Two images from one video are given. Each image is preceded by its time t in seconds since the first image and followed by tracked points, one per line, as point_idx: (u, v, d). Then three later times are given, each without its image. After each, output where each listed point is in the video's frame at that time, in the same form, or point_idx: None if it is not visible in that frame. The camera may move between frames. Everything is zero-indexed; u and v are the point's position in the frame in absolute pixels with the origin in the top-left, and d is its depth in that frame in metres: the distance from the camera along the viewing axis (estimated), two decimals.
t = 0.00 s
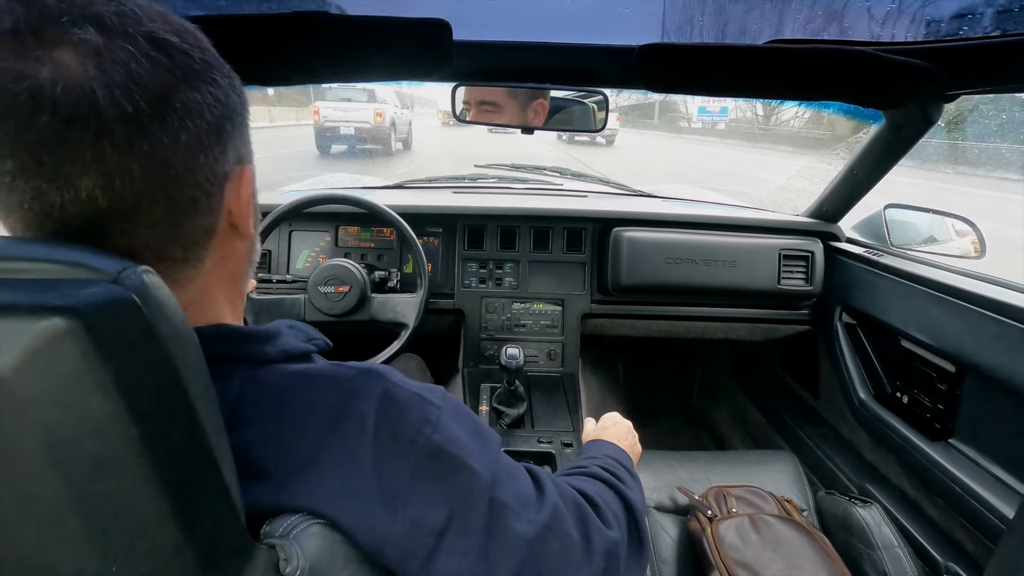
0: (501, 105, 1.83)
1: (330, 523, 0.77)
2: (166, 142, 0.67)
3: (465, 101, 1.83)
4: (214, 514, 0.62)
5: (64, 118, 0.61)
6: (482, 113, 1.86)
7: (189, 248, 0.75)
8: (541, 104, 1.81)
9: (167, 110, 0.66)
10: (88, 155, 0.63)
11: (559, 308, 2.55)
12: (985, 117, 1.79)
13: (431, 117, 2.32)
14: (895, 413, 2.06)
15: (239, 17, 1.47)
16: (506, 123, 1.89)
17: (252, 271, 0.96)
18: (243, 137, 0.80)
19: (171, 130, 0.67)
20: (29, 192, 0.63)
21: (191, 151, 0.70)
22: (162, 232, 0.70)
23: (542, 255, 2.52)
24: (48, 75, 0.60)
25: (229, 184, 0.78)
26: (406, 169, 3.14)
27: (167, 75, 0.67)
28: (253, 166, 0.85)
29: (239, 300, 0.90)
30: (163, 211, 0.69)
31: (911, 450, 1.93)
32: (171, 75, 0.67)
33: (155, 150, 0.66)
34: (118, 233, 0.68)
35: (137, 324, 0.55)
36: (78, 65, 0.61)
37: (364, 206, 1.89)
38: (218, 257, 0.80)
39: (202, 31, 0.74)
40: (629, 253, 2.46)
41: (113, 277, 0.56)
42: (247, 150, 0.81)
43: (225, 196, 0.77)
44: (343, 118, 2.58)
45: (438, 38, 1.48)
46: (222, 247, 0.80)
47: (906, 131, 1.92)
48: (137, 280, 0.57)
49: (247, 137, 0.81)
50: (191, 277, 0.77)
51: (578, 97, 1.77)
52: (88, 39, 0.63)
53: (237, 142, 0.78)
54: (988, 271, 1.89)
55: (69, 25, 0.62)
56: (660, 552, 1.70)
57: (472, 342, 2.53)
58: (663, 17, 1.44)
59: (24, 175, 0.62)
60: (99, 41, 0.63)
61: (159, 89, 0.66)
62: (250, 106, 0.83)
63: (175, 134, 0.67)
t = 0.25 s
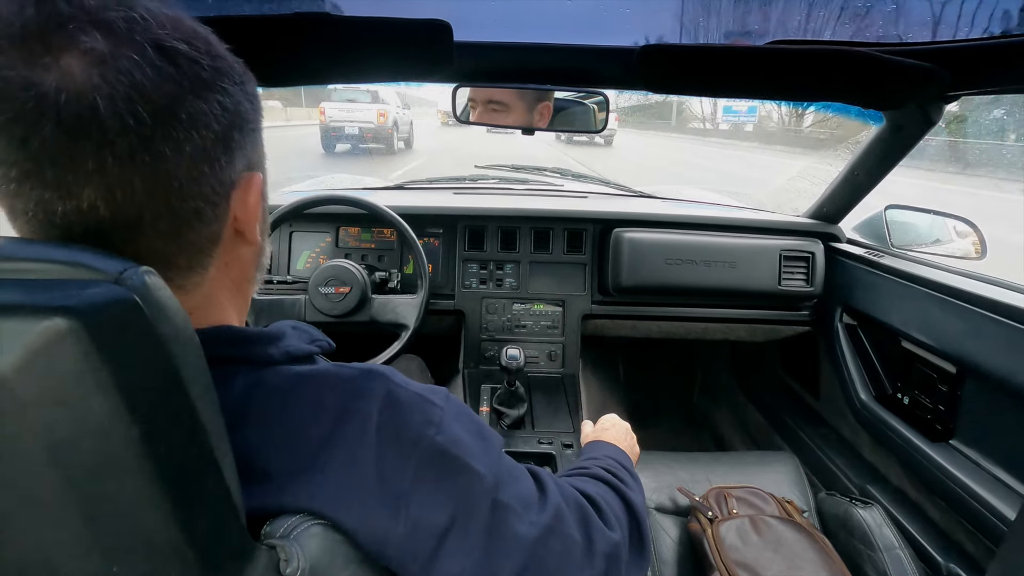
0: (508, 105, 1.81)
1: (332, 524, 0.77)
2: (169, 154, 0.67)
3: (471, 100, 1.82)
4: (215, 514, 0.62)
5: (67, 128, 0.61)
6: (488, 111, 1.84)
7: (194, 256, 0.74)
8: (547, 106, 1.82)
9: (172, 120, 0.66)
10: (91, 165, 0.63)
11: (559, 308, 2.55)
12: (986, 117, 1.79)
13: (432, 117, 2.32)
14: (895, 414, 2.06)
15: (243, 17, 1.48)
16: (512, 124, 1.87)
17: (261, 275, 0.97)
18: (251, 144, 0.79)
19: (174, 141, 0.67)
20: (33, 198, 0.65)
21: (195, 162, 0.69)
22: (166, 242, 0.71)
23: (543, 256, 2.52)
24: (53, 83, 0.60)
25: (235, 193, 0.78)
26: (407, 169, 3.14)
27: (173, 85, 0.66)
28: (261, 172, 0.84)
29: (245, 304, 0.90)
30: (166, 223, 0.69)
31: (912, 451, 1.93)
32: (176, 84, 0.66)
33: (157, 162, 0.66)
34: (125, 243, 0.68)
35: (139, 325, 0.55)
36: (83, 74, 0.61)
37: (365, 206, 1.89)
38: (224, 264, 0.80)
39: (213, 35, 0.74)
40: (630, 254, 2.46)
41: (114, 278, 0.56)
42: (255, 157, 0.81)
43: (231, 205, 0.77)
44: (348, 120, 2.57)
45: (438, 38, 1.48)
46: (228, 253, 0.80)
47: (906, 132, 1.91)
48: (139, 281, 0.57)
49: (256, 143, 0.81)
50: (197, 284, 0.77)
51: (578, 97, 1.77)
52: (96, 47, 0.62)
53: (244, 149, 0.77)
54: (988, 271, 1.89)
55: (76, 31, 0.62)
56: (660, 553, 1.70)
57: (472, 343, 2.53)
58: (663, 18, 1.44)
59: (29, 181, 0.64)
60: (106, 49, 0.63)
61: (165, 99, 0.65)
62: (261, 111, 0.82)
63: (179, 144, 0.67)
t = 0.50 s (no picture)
0: (515, 107, 1.82)
1: (331, 524, 0.77)
2: (154, 154, 0.66)
3: (477, 102, 1.81)
4: (217, 514, 0.62)
5: (51, 123, 0.62)
6: (495, 114, 1.85)
7: (183, 258, 0.74)
8: (551, 108, 1.82)
9: (159, 120, 0.66)
10: (73, 162, 0.64)
11: (560, 309, 2.55)
12: (988, 118, 1.79)
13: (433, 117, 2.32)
14: (896, 415, 2.06)
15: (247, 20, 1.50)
16: (516, 125, 1.88)
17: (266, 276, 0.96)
18: (247, 147, 0.78)
19: (159, 141, 0.66)
20: (19, 191, 0.65)
21: (181, 163, 0.69)
22: (150, 243, 0.70)
23: (544, 256, 2.52)
24: (39, 79, 0.60)
25: (228, 198, 0.77)
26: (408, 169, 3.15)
27: (161, 85, 0.66)
28: (260, 176, 0.83)
29: (245, 304, 0.91)
30: (149, 225, 0.69)
31: (913, 452, 1.92)
32: (165, 84, 0.66)
33: (141, 161, 0.66)
34: (110, 241, 0.68)
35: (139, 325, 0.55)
36: (71, 70, 0.61)
37: (366, 207, 1.89)
38: (216, 266, 0.80)
39: (213, 37, 0.74)
40: (631, 254, 2.46)
41: (116, 277, 0.55)
42: (251, 161, 0.80)
43: (223, 210, 0.77)
44: (353, 118, 2.61)
45: (442, 40, 1.48)
46: (221, 256, 0.80)
47: (907, 133, 1.91)
48: (140, 281, 0.57)
49: (254, 147, 0.80)
50: (187, 285, 0.78)
51: (579, 97, 1.77)
52: (87, 45, 0.63)
53: (238, 152, 0.77)
54: (990, 272, 1.89)
55: (71, 30, 0.63)
56: (661, 553, 1.70)
57: (473, 343, 2.54)
58: (664, 19, 1.44)
59: (15, 176, 0.64)
60: (97, 47, 0.63)
61: (152, 99, 0.65)
62: (261, 114, 0.82)
63: (164, 144, 0.67)
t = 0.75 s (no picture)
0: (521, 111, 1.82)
1: (333, 524, 0.77)
2: (138, 142, 0.67)
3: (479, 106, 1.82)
4: (217, 514, 0.62)
5: (48, 107, 0.64)
6: (505, 120, 1.86)
7: (172, 252, 0.74)
8: (552, 107, 1.80)
9: (147, 110, 0.67)
10: (63, 145, 0.65)
11: (561, 309, 2.55)
12: (989, 118, 1.79)
13: (434, 117, 2.32)
14: (897, 414, 2.06)
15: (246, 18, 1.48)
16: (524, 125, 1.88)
17: (280, 285, 0.97)
18: (247, 149, 0.78)
19: (144, 130, 0.67)
20: (21, 172, 0.68)
21: (165, 154, 0.69)
22: (132, 232, 0.70)
23: (545, 256, 2.52)
24: (42, 65, 0.64)
25: (219, 196, 0.76)
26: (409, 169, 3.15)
27: (153, 75, 0.67)
28: (263, 180, 0.83)
29: (247, 310, 0.90)
30: (131, 215, 0.69)
31: (913, 452, 1.92)
32: (156, 75, 0.67)
33: (125, 149, 0.67)
34: (91, 224, 0.69)
35: (139, 323, 0.55)
36: (73, 59, 0.64)
37: (367, 206, 1.88)
38: (210, 265, 0.80)
39: (225, 40, 0.75)
40: (631, 254, 2.46)
41: (118, 276, 0.55)
42: (251, 162, 0.79)
43: (213, 207, 0.76)
44: (357, 117, 2.70)
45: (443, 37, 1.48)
46: (214, 256, 0.79)
47: (909, 133, 1.91)
48: (143, 280, 0.57)
49: (257, 150, 0.80)
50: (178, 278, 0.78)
51: (579, 97, 1.75)
52: (94, 38, 0.66)
53: (234, 151, 0.76)
54: (991, 271, 1.89)
55: (81, 25, 0.66)
56: (662, 553, 1.70)
57: (474, 343, 2.53)
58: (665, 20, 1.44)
59: (20, 158, 0.68)
60: (101, 40, 0.66)
61: (142, 88, 0.66)
62: (270, 120, 0.82)
63: (148, 134, 0.67)
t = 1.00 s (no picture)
0: (517, 107, 1.81)
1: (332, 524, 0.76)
2: (179, 154, 0.67)
3: (477, 101, 1.82)
4: (214, 514, 0.62)
5: (81, 124, 0.62)
6: (497, 114, 1.85)
7: (205, 255, 0.76)
8: (552, 107, 1.80)
9: (185, 121, 0.66)
10: (101, 162, 0.64)
11: (559, 308, 2.55)
12: (986, 118, 1.79)
13: (432, 117, 2.32)
14: (895, 414, 2.06)
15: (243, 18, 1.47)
16: (518, 125, 1.87)
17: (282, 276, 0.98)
18: (268, 146, 0.79)
19: (185, 141, 0.67)
20: (50, 191, 0.66)
21: (205, 162, 0.70)
22: (175, 240, 0.72)
23: (543, 256, 2.52)
24: (71, 81, 0.61)
25: (250, 196, 0.78)
26: (406, 169, 3.14)
27: (188, 85, 0.66)
28: (280, 174, 0.84)
29: (261, 302, 0.91)
30: (175, 224, 0.70)
31: (910, 451, 1.93)
32: (191, 85, 0.67)
33: (165, 161, 0.67)
34: (142, 239, 0.70)
35: (138, 324, 0.55)
36: (101, 71, 0.62)
37: (365, 206, 1.88)
38: (237, 263, 0.81)
39: (235, 35, 0.74)
40: (629, 254, 2.46)
41: (117, 277, 0.56)
42: (272, 159, 0.81)
43: (245, 207, 0.77)
44: (361, 117, 2.68)
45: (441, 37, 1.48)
46: (241, 253, 0.81)
47: (906, 133, 1.91)
48: (142, 280, 0.57)
49: (274, 146, 0.81)
50: (207, 283, 0.79)
51: (579, 97, 1.77)
52: (115, 46, 0.63)
53: (260, 151, 0.77)
54: (988, 271, 1.89)
55: (99, 32, 0.63)
56: (660, 552, 1.70)
57: (472, 342, 2.53)
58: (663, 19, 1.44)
59: (45, 177, 0.65)
60: (124, 49, 0.63)
61: (177, 99, 0.65)
62: (282, 112, 0.82)
63: (189, 144, 0.67)
